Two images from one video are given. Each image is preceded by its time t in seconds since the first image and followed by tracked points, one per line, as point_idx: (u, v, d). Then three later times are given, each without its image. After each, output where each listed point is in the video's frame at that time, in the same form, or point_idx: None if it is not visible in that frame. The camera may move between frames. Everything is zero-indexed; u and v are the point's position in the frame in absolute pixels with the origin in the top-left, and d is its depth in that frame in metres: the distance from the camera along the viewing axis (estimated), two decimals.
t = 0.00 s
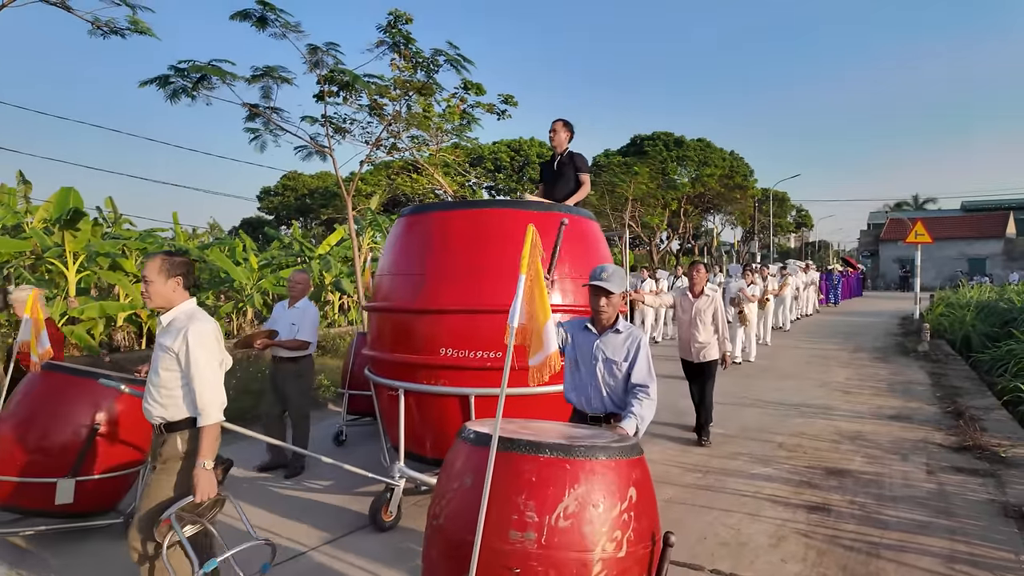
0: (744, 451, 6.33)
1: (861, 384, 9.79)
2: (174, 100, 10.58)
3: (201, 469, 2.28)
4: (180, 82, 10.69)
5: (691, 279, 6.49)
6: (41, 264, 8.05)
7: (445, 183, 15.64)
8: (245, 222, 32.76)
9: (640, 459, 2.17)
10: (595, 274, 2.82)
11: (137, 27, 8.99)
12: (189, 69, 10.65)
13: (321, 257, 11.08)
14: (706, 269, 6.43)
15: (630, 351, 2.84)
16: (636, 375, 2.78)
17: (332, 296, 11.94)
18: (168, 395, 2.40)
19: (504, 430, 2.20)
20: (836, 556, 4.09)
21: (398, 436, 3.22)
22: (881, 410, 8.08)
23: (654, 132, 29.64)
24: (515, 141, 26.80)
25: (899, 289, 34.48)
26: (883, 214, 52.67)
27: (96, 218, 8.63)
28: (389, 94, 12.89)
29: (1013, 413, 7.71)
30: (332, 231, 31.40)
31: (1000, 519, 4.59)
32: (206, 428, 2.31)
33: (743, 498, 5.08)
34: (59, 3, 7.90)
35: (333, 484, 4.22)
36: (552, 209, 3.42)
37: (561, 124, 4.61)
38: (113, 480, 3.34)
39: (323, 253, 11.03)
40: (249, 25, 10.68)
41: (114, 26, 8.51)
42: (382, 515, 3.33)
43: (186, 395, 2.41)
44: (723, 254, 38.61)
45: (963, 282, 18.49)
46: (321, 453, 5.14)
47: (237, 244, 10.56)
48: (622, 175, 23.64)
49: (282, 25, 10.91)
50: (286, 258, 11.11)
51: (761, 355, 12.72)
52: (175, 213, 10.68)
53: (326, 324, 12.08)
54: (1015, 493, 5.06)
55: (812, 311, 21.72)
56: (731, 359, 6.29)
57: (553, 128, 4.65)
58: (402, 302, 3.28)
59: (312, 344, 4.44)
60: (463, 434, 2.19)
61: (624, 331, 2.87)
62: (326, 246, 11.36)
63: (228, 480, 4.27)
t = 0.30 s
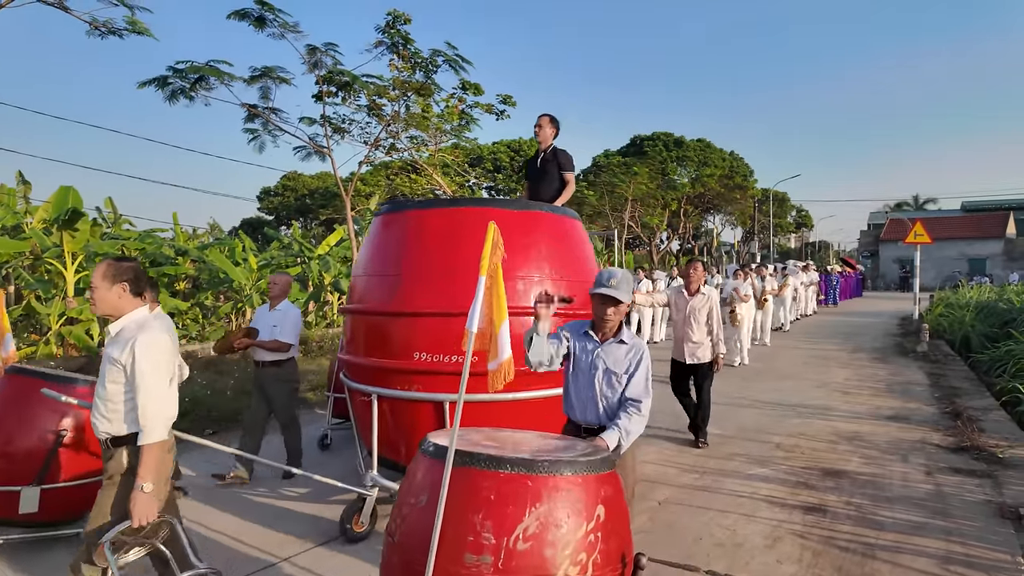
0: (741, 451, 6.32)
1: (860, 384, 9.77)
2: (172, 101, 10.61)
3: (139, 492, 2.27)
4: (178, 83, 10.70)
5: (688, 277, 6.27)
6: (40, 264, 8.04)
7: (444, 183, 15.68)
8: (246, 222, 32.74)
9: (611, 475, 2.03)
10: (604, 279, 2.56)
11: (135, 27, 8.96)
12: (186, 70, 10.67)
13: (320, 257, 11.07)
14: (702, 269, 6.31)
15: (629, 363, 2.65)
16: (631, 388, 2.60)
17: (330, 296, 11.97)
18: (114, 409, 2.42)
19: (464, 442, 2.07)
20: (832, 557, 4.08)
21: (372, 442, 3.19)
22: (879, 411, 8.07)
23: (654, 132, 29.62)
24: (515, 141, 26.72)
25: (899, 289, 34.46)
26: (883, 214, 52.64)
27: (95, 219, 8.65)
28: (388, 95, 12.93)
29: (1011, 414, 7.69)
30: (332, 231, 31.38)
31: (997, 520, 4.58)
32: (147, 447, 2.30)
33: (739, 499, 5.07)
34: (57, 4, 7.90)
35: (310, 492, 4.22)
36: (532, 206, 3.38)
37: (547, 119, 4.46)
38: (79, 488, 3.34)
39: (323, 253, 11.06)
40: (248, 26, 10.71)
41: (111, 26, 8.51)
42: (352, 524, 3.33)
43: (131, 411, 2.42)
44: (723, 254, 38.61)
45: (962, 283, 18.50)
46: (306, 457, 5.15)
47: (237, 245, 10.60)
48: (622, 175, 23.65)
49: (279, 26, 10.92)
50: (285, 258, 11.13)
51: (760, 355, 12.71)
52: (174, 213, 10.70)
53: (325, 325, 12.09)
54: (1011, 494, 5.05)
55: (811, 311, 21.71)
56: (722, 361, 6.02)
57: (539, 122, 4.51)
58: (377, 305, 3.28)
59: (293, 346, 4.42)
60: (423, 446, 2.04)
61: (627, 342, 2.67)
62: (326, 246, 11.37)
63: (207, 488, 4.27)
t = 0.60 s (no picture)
0: (739, 452, 6.32)
1: (858, 385, 9.76)
2: (171, 101, 10.62)
3: (62, 510, 2.29)
4: (177, 83, 10.71)
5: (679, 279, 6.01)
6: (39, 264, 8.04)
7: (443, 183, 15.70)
8: (245, 223, 32.73)
9: (581, 490, 1.98)
10: (599, 282, 2.38)
11: (133, 27, 8.98)
12: (185, 70, 10.68)
13: (320, 258, 11.08)
14: (694, 269, 6.01)
15: (622, 368, 2.49)
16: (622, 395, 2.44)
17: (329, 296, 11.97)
18: (41, 415, 2.41)
19: (426, 455, 2.03)
20: (828, 557, 4.09)
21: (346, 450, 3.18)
22: (877, 411, 8.06)
23: (654, 132, 29.61)
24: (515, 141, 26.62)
25: (899, 289, 34.38)
26: (884, 214, 52.61)
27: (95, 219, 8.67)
28: (387, 95, 12.96)
29: (1008, 414, 7.68)
30: (331, 232, 31.35)
31: (993, 521, 4.58)
32: (69, 456, 2.30)
33: (736, 500, 5.07)
34: (55, 5, 7.92)
35: (285, 499, 4.21)
36: (508, 205, 3.37)
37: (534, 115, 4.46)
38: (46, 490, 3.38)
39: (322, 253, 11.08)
40: (246, 27, 10.72)
41: (109, 27, 8.52)
42: (322, 535, 3.31)
43: (57, 418, 2.41)
44: (723, 255, 38.59)
45: (962, 283, 18.46)
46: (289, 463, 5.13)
47: (236, 245, 10.62)
48: (621, 175, 23.62)
49: (278, 27, 10.93)
50: (285, 258, 11.16)
51: (758, 356, 12.69)
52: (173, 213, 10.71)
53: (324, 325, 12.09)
54: (1008, 495, 5.06)
55: (811, 311, 21.68)
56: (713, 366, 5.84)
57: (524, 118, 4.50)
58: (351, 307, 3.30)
59: (263, 345, 4.43)
60: (385, 459, 2.01)
61: (622, 346, 2.51)
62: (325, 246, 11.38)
63: (185, 494, 4.27)
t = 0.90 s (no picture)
0: (738, 453, 6.26)
1: (858, 386, 9.66)
2: (170, 101, 10.57)
3: None
4: (176, 82, 10.65)
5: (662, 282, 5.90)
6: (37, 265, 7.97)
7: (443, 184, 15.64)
8: (244, 223, 32.65)
9: (552, 508, 1.90)
10: (575, 289, 2.32)
11: (131, 28, 8.91)
12: (184, 69, 10.62)
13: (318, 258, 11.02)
14: (678, 272, 5.90)
15: (600, 376, 2.43)
16: (601, 405, 2.37)
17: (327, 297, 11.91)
18: None
19: (391, 467, 1.97)
20: (827, 559, 4.02)
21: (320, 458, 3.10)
22: (877, 412, 7.98)
23: (654, 133, 29.52)
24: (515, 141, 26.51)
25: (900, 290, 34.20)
26: (884, 213, 52.33)
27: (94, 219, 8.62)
28: (386, 95, 12.90)
29: (1009, 416, 7.59)
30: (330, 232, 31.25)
31: (992, 522, 4.51)
32: (11, 466, 2.24)
33: (734, 501, 5.01)
34: (53, 4, 7.88)
35: (260, 509, 4.13)
36: (485, 204, 3.30)
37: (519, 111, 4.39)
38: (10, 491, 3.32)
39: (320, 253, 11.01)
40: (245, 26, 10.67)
41: (108, 27, 8.46)
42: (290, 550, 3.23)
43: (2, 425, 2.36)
44: (723, 256, 38.45)
45: (962, 285, 18.34)
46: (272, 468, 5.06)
47: (235, 245, 10.57)
48: (621, 175, 23.50)
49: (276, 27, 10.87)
50: (283, 258, 11.12)
51: (759, 357, 12.60)
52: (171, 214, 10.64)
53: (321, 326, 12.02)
54: (1009, 497, 4.98)
55: (811, 313, 21.56)
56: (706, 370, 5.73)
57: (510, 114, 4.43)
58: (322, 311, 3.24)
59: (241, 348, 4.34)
60: (347, 474, 1.94)
61: (599, 354, 2.44)
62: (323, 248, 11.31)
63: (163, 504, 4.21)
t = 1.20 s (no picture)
0: (739, 454, 6.19)
1: (859, 387, 9.59)
2: (169, 100, 10.51)
3: None
4: (175, 81, 10.59)
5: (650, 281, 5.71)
6: (35, 265, 7.91)
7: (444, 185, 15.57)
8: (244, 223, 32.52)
9: (520, 527, 1.83)
10: (540, 284, 2.28)
11: (131, 27, 8.82)
12: (184, 68, 10.56)
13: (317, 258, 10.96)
14: (665, 270, 5.68)
15: (569, 376, 2.36)
16: (572, 406, 2.32)
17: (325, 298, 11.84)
18: None
19: (350, 483, 1.92)
20: (827, 560, 3.96)
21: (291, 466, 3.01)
22: (878, 414, 7.92)
23: (655, 133, 29.44)
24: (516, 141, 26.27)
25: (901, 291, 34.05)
26: (884, 214, 52.17)
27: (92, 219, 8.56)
28: (386, 95, 12.84)
29: (1011, 417, 7.51)
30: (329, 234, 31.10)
31: (993, 523, 4.45)
32: None
33: (734, 502, 4.94)
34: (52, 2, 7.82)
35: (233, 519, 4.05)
36: (463, 203, 3.21)
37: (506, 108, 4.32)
38: None
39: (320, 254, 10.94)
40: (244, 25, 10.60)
41: (107, 26, 8.40)
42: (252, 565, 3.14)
43: None
44: (724, 257, 38.31)
45: (963, 286, 18.26)
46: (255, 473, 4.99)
47: (234, 246, 10.51)
48: (622, 176, 23.38)
49: (276, 26, 10.83)
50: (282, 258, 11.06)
51: (759, 358, 12.53)
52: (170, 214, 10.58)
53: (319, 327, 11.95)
54: (1010, 498, 4.92)
55: (812, 314, 21.45)
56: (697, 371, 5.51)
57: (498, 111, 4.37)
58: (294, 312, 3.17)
59: (219, 355, 4.27)
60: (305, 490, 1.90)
61: (566, 353, 2.38)
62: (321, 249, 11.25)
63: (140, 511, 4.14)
